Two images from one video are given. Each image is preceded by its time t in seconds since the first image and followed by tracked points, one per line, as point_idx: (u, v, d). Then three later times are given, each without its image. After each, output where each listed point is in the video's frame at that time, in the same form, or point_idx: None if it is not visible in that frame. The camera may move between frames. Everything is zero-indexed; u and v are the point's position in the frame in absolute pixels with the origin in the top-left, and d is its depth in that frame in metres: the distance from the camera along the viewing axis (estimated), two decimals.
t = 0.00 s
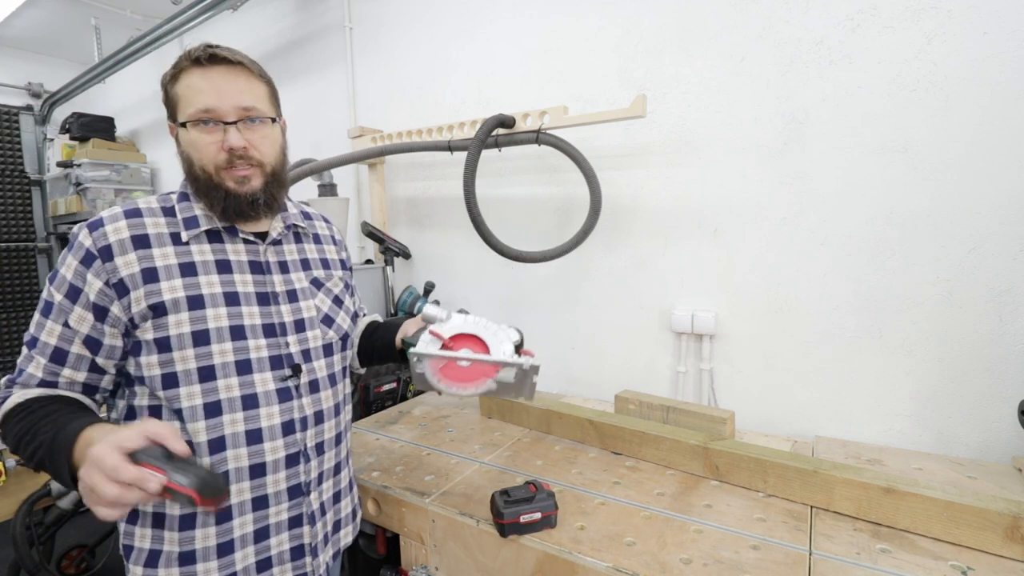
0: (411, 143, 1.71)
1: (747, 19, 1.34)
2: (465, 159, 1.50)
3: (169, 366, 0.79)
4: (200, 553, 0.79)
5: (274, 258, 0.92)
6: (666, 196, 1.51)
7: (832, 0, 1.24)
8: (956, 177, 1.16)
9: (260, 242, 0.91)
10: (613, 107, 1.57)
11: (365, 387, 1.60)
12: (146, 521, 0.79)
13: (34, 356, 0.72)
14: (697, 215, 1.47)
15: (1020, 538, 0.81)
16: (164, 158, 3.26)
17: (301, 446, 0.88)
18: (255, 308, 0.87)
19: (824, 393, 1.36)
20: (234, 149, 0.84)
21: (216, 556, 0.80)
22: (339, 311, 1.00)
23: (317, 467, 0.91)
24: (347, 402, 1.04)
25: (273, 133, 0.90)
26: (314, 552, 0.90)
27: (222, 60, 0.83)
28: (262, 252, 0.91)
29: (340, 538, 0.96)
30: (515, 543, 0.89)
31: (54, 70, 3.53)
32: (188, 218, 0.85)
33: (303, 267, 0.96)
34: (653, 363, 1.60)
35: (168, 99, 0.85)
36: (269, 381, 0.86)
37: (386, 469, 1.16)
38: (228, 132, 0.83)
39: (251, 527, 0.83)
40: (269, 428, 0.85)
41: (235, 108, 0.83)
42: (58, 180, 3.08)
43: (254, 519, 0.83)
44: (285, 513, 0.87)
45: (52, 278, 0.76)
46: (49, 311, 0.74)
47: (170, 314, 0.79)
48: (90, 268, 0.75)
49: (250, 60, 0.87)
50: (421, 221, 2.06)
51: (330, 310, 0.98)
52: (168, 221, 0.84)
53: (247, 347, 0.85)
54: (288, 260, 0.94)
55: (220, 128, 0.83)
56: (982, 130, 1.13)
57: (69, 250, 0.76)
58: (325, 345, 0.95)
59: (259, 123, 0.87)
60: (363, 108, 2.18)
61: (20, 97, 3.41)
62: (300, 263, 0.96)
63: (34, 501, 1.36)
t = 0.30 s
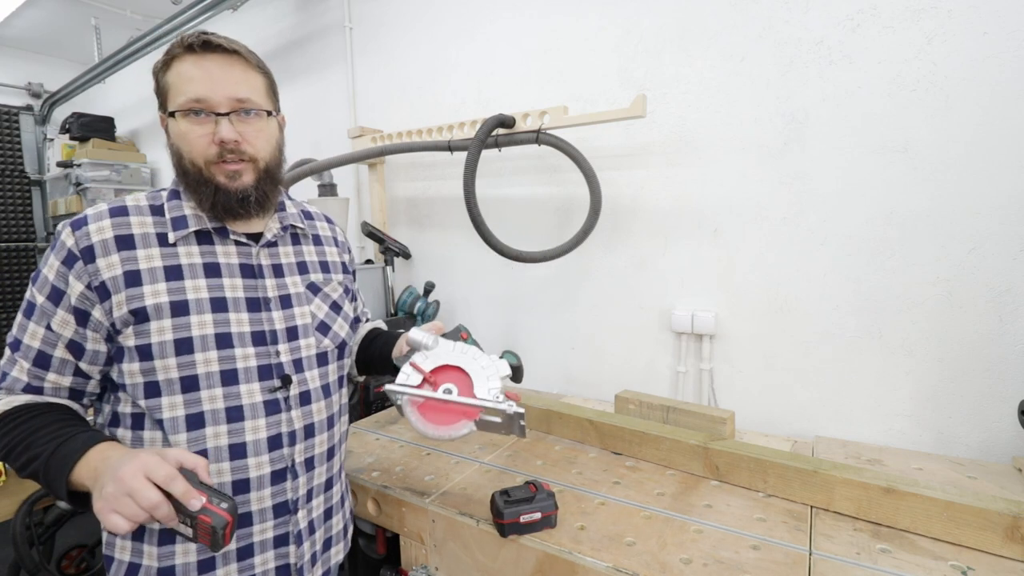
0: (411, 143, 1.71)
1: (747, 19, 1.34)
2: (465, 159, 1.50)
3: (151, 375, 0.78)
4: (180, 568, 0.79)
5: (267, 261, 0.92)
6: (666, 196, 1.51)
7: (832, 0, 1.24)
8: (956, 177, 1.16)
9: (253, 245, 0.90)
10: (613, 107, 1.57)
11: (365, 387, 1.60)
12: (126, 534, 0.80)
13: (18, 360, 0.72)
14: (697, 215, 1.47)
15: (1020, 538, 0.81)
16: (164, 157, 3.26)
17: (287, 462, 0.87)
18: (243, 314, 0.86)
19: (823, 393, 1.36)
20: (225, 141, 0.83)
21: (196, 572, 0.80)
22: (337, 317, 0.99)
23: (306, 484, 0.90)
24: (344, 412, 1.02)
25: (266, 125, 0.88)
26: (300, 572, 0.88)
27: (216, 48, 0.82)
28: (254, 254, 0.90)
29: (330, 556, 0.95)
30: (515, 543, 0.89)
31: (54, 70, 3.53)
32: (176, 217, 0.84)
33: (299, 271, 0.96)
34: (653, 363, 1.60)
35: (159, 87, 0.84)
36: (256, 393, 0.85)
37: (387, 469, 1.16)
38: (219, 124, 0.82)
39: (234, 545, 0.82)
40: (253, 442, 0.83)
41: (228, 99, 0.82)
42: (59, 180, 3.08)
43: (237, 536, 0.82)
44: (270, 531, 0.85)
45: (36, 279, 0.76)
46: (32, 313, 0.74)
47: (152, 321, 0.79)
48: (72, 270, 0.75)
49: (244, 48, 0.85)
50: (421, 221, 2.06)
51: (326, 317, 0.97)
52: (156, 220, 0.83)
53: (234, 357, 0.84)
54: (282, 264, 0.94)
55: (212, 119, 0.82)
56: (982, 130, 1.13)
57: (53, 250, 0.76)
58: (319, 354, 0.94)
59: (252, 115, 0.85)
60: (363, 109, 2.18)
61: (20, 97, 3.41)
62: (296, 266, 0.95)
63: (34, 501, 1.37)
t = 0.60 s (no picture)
0: (411, 143, 1.71)
1: (747, 19, 1.34)
2: (465, 159, 1.50)
3: (134, 380, 0.77)
4: None
5: (255, 261, 0.91)
6: (666, 196, 1.51)
7: (832, 0, 1.24)
8: (956, 177, 1.16)
9: (241, 243, 0.90)
10: (613, 107, 1.57)
11: (365, 387, 1.60)
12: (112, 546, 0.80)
13: None
14: (697, 215, 1.47)
15: (1020, 538, 0.81)
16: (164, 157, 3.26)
17: (279, 469, 0.87)
18: (231, 316, 0.85)
19: (823, 393, 1.36)
20: (258, 153, 0.82)
21: None
22: (329, 319, 0.98)
23: (298, 492, 0.90)
24: (338, 416, 1.02)
25: (288, 137, 0.88)
26: None
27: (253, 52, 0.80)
28: (242, 254, 0.90)
29: (324, 565, 0.95)
30: (515, 543, 0.89)
31: (54, 70, 3.53)
32: (160, 216, 0.83)
33: (289, 271, 0.96)
34: (653, 363, 1.60)
35: (174, 76, 0.78)
36: (245, 398, 0.84)
37: (386, 469, 1.16)
38: (253, 134, 0.81)
39: (223, 559, 0.82)
40: (241, 449, 0.83)
41: (265, 111, 0.81)
42: (59, 181, 3.09)
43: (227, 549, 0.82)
44: (261, 543, 0.85)
45: (14, 282, 0.75)
46: (8, 318, 0.72)
47: (134, 323, 0.77)
48: (50, 271, 0.73)
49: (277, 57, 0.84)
50: (421, 221, 2.06)
51: (318, 319, 0.96)
52: (139, 218, 0.82)
53: (221, 360, 0.83)
54: (272, 264, 0.94)
55: (245, 128, 0.80)
56: (982, 131, 1.13)
57: (31, 251, 0.75)
58: (311, 357, 0.94)
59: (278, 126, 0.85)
60: (363, 109, 2.18)
61: (20, 97, 3.41)
62: (286, 266, 0.95)
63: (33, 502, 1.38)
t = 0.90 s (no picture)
0: (411, 143, 1.71)
1: (747, 19, 1.34)
2: (465, 159, 1.50)
3: (133, 389, 0.77)
4: None
5: (250, 263, 0.92)
6: (666, 196, 1.51)
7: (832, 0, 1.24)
8: (956, 177, 1.16)
9: (234, 245, 0.90)
10: (613, 107, 1.57)
11: (365, 387, 1.61)
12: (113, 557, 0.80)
13: None
14: (697, 215, 1.47)
15: (1020, 538, 0.81)
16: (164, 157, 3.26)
17: (283, 470, 0.87)
18: (229, 320, 0.85)
19: (824, 393, 1.36)
20: (286, 171, 0.87)
21: None
22: (324, 318, 0.99)
23: (302, 492, 0.90)
24: (335, 414, 1.03)
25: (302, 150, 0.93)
26: None
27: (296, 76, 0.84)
28: (237, 256, 0.90)
29: (329, 562, 0.96)
30: (515, 543, 0.89)
31: (54, 70, 3.53)
32: (150, 219, 0.82)
33: (283, 272, 0.96)
34: (653, 363, 1.60)
35: (213, 86, 0.78)
36: (247, 402, 0.84)
37: (386, 469, 1.16)
38: (286, 153, 0.85)
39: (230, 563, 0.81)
40: (246, 453, 0.83)
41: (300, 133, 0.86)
42: (59, 181, 3.09)
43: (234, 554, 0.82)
44: (267, 545, 0.85)
45: None
46: None
47: (131, 331, 0.77)
48: (36, 280, 0.71)
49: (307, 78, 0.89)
50: (421, 221, 2.06)
51: (314, 318, 0.97)
52: (127, 222, 0.81)
53: (222, 365, 0.83)
54: (265, 265, 0.94)
55: (282, 147, 0.84)
56: (982, 130, 1.13)
57: (9, 259, 0.71)
58: (309, 357, 0.94)
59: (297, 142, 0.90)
60: (363, 109, 2.18)
61: (20, 97, 3.41)
62: (279, 266, 0.96)
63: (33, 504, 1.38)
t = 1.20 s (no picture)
0: (411, 143, 1.71)
1: (746, 19, 1.34)
2: (465, 159, 1.50)
3: (142, 388, 0.77)
4: None
5: (256, 263, 0.92)
6: (666, 196, 1.51)
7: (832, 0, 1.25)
8: (956, 177, 1.16)
9: (242, 245, 0.90)
10: (613, 107, 1.57)
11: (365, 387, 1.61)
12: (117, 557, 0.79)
13: None
14: (697, 215, 1.47)
15: (1020, 538, 0.81)
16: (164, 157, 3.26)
17: (288, 468, 0.87)
18: (237, 319, 0.85)
19: (824, 393, 1.36)
20: (288, 171, 0.87)
21: None
22: (327, 318, 0.99)
23: (306, 490, 0.91)
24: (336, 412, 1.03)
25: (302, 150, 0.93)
26: None
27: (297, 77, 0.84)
28: (244, 255, 0.90)
29: (329, 560, 0.96)
30: (515, 543, 0.89)
31: (54, 70, 3.53)
32: (160, 218, 0.82)
33: (287, 272, 0.96)
34: (653, 363, 1.60)
35: (217, 88, 0.78)
36: (254, 400, 0.84)
37: (386, 469, 1.16)
38: (289, 153, 0.86)
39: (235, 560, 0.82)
40: (253, 451, 0.83)
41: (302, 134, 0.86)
42: (59, 181, 3.10)
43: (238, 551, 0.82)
44: (271, 542, 0.85)
45: None
46: None
47: (143, 329, 0.77)
48: (49, 277, 0.71)
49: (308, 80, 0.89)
50: (421, 221, 2.06)
51: (317, 318, 0.97)
52: (137, 221, 0.81)
53: (230, 364, 0.83)
54: (271, 265, 0.94)
55: (285, 149, 0.85)
56: (982, 131, 1.13)
57: (19, 255, 0.71)
58: (314, 356, 0.94)
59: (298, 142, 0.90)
60: (363, 109, 2.18)
61: (20, 97, 3.41)
62: (283, 267, 0.96)
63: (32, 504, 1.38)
